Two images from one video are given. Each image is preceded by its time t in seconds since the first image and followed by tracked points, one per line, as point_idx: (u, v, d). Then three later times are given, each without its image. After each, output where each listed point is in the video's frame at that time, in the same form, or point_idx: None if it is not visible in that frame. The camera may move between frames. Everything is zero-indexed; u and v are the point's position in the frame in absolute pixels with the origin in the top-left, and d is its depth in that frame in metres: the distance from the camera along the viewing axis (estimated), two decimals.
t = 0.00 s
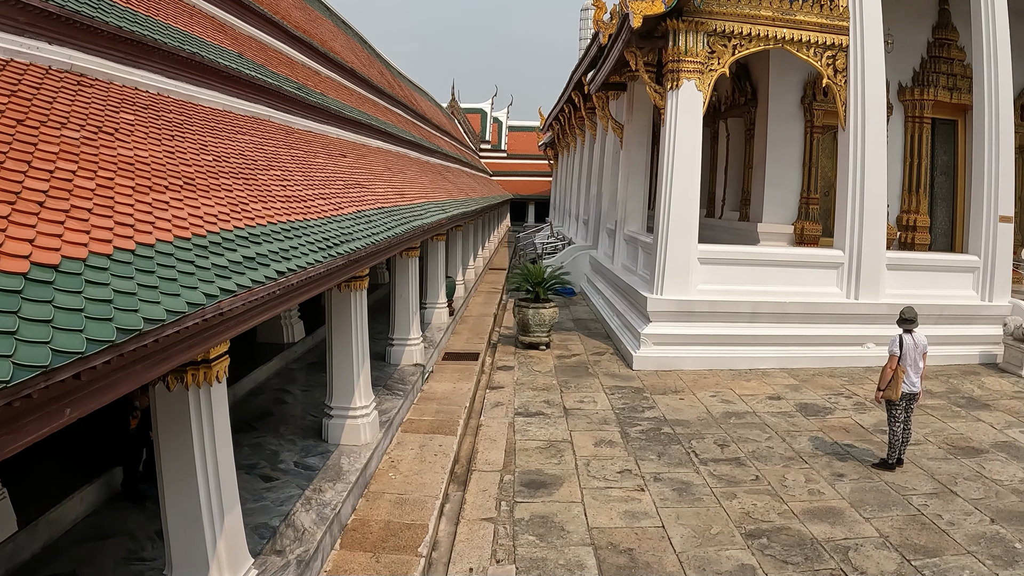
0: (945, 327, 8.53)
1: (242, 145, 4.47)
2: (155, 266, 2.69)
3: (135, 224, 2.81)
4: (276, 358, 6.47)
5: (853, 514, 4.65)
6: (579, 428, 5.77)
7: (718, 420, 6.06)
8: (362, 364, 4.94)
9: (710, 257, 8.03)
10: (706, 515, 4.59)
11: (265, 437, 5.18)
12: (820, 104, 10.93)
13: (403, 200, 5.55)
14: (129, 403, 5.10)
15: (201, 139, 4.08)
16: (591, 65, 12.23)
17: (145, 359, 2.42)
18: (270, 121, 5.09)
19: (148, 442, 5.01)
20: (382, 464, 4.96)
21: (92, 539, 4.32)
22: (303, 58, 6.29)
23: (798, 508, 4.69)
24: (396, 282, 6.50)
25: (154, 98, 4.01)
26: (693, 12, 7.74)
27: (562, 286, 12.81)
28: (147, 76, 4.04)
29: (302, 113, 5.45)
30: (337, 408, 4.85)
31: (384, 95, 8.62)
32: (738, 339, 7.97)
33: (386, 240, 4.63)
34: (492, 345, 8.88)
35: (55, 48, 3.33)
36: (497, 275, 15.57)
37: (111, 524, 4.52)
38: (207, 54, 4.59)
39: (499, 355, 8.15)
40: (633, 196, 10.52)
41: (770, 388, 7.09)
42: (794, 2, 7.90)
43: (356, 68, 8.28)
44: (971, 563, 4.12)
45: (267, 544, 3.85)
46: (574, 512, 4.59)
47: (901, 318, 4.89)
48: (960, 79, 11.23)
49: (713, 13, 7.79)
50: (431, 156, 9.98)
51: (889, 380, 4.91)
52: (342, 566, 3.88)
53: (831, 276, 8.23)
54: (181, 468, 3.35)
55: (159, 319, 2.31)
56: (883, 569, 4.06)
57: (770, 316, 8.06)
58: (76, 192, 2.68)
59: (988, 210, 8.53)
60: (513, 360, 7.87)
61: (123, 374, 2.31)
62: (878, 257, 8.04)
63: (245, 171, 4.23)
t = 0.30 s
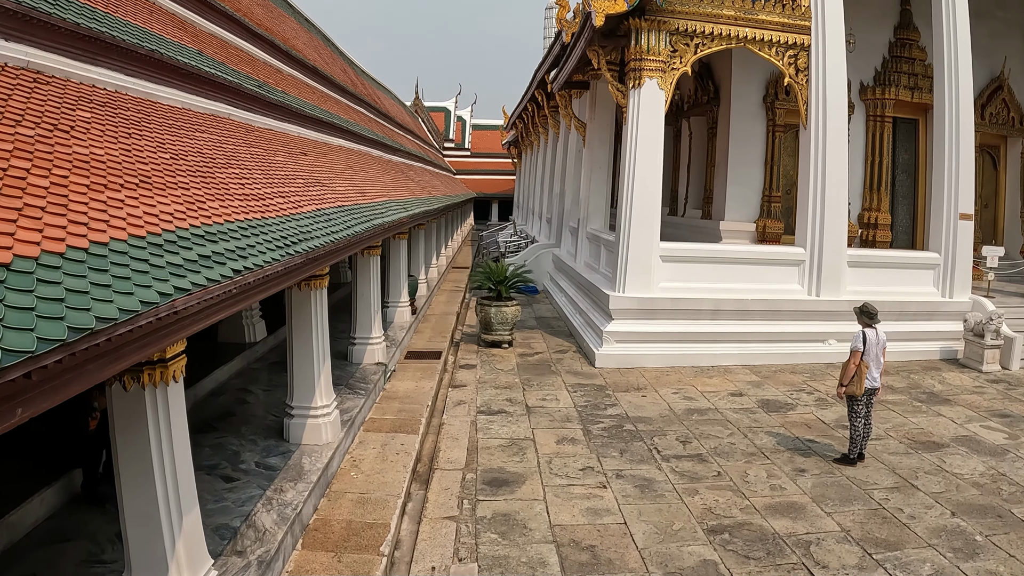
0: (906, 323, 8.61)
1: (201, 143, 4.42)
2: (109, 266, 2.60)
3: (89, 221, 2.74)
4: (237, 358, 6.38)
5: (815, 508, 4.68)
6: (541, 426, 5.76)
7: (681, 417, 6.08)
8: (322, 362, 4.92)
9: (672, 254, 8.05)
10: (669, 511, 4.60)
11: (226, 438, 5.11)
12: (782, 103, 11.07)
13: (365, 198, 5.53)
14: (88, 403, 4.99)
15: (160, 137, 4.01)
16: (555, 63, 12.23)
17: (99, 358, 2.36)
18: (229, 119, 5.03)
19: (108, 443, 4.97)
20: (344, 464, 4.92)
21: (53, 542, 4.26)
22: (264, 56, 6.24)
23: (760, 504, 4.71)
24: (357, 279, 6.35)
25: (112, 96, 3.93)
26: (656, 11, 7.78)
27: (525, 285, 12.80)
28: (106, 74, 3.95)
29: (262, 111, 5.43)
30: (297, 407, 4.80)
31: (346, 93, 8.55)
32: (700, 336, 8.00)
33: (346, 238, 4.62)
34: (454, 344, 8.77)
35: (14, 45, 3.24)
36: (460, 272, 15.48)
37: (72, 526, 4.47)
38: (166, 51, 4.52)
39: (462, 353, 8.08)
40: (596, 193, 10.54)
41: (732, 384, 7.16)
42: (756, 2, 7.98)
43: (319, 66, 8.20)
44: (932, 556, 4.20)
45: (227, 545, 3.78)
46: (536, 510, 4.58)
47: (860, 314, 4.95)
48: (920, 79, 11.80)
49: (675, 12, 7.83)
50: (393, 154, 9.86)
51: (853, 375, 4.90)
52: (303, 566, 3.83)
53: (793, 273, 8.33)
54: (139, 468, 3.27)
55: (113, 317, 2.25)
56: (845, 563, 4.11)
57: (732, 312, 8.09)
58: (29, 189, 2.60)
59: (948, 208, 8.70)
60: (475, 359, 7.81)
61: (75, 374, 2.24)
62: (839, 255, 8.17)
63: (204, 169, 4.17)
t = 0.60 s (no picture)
0: (862, 321, 8.87)
1: (155, 141, 4.34)
2: (58, 265, 2.49)
3: (37, 219, 2.63)
4: (193, 358, 6.29)
5: (772, 505, 4.70)
6: (499, 424, 5.75)
7: (639, 414, 6.10)
8: (280, 362, 4.92)
9: (630, 252, 8.09)
10: (626, 508, 4.61)
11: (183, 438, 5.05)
12: (740, 103, 11.18)
13: (321, 197, 5.51)
14: (41, 405, 4.96)
15: (114, 135, 3.91)
16: (515, 62, 12.18)
17: (48, 358, 2.25)
18: (185, 117, 4.98)
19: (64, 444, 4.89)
20: (301, 464, 4.89)
21: (9, 546, 4.17)
22: (222, 53, 6.19)
23: (718, 500, 4.73)
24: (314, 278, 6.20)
25: (66, 93, 3.82)
26: (615, 11, 7.80)
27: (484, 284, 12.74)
28: (59, 71, 3.84)
29: (219, 109, 5.40)
30: (254, 408, 4.78)
31: (305, 91, 8.48)
32: (658, 334, 8.04)
33: (301, 237, 4.61)
34: (413, 344, 8.69)
35: None
36: (418, 271, 15.28)
37: (28, 530, 4.37)
38: (121, 48, 4.43)
39: (420, 351, 7.95)
40: (555, 192, 10.55)
41: (691, 381, 7.21)
42: (715, 2, 8.04)
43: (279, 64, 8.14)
44: (889, 550, 4.27)
45: (183, 547, 3.69)
46: (494, 508, 4.58)
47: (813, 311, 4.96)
48: (877, 80, 12.02)
49: (634, 12, 7.84)
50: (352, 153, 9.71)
51: (817, 372, 4.93)
52: (261, 568, 3.78)
53: (752, 271, 8.49)
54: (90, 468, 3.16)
55: (61, 316, 2.14)
56: (802, 558, 4.14)
57: (690, 311, 8.21)
58: None
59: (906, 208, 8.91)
60: (433, 357, 7.72)
61: (23, 374, 2.13)
62: (797, 255, 8.35)
63: (159, 168, 4.10)
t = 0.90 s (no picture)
0: (820, 319, 9.00)
1: (109, 139, 4.25)
2: (5, 265, 2.36)
3: None
4: (149, 359, 6.20)
5: (728, 502, 4.72)
6: (456, 423, 5.74)
7: (596, 413, 6.12)
8: (235, 363, 4.89)
9: (588, 251, 8.09)
10: (583, 506, 4.62)
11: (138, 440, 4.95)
12: (699, 103, 11.26)
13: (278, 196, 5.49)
14: None
15: (67, 133, 3.80)
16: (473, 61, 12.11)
17: None
18: (139, 114, 4.92)
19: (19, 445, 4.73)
20: (257, 465, 4.83)
21: None
22: (179, 51, 6.14)
23: (674, 498, 4.74)
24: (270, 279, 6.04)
25: (17, 90, 3.69)
26: (573, 11, 7.84)
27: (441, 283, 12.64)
28: (11, 66, 3.72)
29: (174, 107, 5.35)
30: (209, 409, 4.75)
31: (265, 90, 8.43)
32: (616, 332, 8.09)
33: (255, 237, 4.59)
34: (370, 343, 8.57)
35: None
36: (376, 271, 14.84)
37: None
38: (75, 45, 4.34)
39: (377, 351, 7.87)
40: (513, 191, 10.68)
41: (648, 380, 7.27)
42: (673, 3, 8.13)
43: (237, 63, 8.08)
44: (845, 546, 4.32)
45: (138, 549, 3.59)
46: (451, 507, 4.57)
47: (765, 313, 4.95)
48: (835, 81, 12.15)
49: (593, 12, 7.91)
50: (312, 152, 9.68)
51: (783, 368, 5.03)
52: (216, 569, 3.71)
53: (709, 271, 8.60)
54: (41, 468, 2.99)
55: (6, 317, 2.03)
56: (759, 554, 4.17)
57: (648, 310, 8.23)
58: None
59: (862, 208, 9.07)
60: (390, 357, 7.66)
61: None
62: (755, 253, 8.49)
63: (113, 166, 4.00)
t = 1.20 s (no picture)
0: (777, 319, 9.14)
1: (61, 137, 4.16)
2: None
3: None
4: (104, 360, 6.13)
5: (684, 500, 4.75)
6: (413, 424, 5.73)
7: (553, 412, 6.14)
8: (190, 364, 4.88)
9: (544, 251, 8.10)
10: (539, 505, 4.62)
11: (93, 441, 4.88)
12: (657, 104, 11.31)
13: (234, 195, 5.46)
14: None
15: (17, 132, 3.70)
16: (431, 61, 12.00)
17: None
18: (93, 112, 4.84)
19: None
20: (213, 466, 4.79)
21: None
22: (135, 48, 6.07)
23: (630, 496, 4.76)
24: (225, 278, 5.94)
25: None
26: (532, 11, 7.86)
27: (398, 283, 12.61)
28: None
29: (129, 104, 5.28)
30: (163, 411, 4.71)
31: (224, 88, 8.36)
32: (574, 332, 8.10)
33: (208, 236, 4.56)
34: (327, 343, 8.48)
35: None
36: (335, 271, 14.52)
37: None
38: (29, 41, 4.23)
39: (334, 352, 7.81)
40: (470, 191, 10.97)
41: (606, 379, 7.32)
42: (632, 3, 8.17)
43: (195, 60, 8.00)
44: (800, 542, 4.36)
45: (91, 552, 3.52)
46: (407, 508, 4.56)
47: (727, 314, 4.92)
48: (793, 83, 12.28)
49: (552, 12, 7.92)
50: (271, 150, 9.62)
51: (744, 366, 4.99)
52: (170, 571, 3.64)
53: (666, 271, 8.63)
54: None
55: None
56: (714, 552, 4.21)
57: (605, 310, 8.25)
58: None
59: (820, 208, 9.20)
60: (348, 357, 7.63)
61: None
62: (712, 252, 8.56)
63: (66, 164, 3.92)
